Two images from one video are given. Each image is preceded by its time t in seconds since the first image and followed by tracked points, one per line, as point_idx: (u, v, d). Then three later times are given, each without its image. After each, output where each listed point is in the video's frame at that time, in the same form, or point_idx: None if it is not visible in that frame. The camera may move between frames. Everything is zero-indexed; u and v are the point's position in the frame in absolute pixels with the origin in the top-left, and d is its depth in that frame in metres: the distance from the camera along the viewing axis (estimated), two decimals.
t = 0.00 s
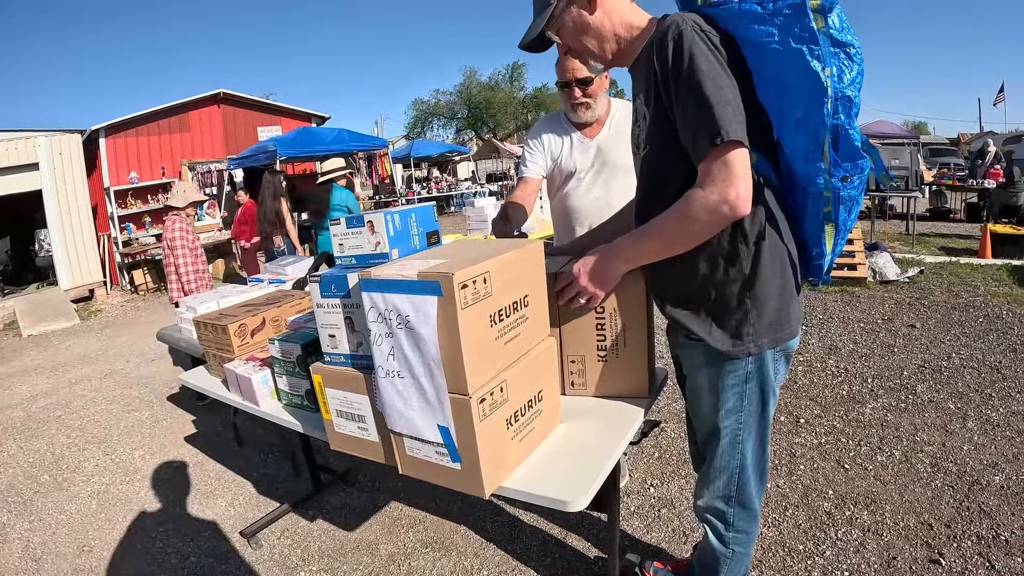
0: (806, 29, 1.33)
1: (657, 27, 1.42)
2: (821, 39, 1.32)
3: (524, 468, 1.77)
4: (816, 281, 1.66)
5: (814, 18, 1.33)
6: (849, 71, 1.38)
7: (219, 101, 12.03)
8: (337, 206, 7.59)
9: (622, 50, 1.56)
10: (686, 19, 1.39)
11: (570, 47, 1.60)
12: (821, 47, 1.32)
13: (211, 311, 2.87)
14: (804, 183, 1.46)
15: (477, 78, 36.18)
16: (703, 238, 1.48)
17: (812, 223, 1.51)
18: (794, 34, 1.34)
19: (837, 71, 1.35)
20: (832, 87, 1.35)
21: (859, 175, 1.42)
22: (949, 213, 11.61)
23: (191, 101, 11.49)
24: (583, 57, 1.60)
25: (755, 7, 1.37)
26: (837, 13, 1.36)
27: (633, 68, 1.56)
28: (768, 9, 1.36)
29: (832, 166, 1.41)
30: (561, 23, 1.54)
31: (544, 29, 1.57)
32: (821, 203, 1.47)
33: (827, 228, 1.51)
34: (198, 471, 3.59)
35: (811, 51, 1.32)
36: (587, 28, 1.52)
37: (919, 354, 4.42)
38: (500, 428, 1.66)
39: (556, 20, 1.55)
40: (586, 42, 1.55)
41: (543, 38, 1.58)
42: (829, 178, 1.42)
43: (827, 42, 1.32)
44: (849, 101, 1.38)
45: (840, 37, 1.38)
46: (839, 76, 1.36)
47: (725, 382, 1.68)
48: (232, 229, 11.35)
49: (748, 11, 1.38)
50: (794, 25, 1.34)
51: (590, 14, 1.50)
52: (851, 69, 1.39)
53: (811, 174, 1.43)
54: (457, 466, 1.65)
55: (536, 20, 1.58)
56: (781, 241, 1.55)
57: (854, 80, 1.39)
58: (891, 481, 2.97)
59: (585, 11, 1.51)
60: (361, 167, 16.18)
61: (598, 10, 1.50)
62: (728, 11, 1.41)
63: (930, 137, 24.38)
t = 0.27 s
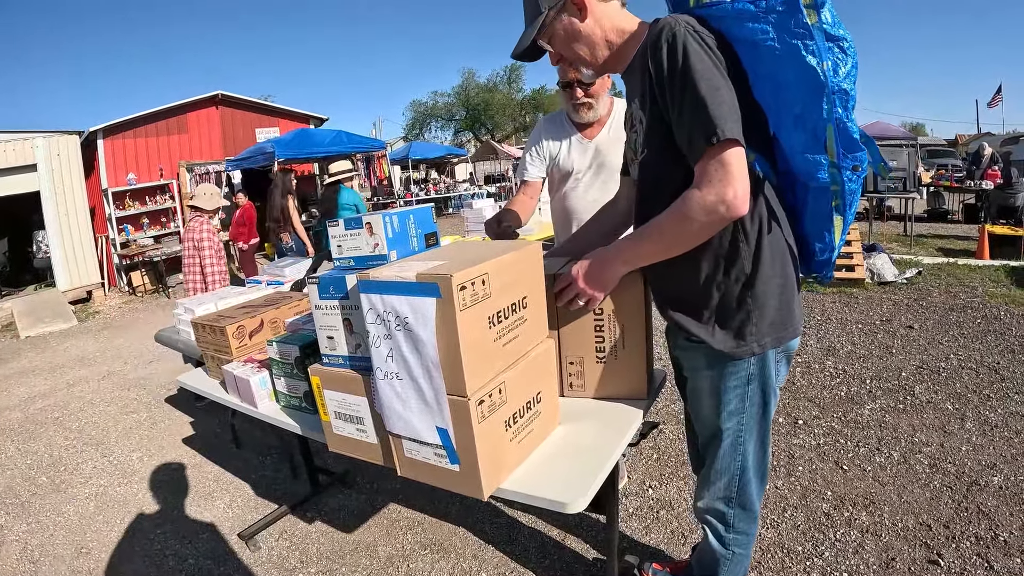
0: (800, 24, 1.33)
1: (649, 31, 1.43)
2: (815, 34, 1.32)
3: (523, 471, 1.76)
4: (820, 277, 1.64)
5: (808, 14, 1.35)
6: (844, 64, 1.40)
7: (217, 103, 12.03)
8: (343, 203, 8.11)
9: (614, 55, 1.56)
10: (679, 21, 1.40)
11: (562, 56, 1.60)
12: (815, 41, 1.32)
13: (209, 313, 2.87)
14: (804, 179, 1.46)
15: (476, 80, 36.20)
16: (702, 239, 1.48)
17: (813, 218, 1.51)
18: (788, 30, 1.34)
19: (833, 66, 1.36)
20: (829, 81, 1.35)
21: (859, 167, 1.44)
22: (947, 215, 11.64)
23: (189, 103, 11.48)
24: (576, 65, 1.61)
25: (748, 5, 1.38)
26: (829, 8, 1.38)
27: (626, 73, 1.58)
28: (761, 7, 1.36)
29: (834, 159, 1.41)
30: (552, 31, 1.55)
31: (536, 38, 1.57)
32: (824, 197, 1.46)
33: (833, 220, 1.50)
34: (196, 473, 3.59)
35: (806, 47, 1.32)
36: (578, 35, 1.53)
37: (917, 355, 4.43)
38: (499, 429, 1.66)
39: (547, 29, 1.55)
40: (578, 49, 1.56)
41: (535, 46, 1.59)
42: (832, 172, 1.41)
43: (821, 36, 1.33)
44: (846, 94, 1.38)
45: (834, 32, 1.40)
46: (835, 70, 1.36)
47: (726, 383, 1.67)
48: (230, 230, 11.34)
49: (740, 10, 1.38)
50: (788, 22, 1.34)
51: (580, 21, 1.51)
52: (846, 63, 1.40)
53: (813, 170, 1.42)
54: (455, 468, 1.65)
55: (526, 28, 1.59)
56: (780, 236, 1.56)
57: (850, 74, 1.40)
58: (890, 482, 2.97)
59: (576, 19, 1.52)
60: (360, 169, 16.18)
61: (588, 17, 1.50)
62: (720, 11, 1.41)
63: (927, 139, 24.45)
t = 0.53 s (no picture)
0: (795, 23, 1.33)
1: (645, 34, 1.43)
2: (809, 32, 1.33)
3: (522, 472, 1.76)
4: (823, 273, 1.65)
5: (801, 12, 1.34)
6: (839, 62, 1.39)
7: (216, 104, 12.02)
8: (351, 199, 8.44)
9: (609, 59, 1.57)
10: (674, 24, 1.40)
11: (557, 61, 1.62)
12: (810, 40, 1.32)
13: (207, 314, 2.87)
14: (801, 176, 1.47)
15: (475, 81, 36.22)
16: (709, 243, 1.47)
17: (812, 214, 1.52)
18: (783, 29, 1.34)
19: (828, 63, 1.36)
20: (824, 79, 1.35)
21: (857, 162, 1.40)
22: (946, 215, 11.66)
23: (188, 104, 11.47)
24: (571, 70, 1.62)
25: (742, 5, 1.37)
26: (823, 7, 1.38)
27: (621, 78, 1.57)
28: (756, 6, 1.36)
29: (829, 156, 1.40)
30: (547, 36, 1.57)
31: (531, 44, 1.59)
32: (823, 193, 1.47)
33: (830, 218, 1.50)
34: (194, 474, 3.58)
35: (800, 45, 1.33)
36: (572, 40, 1.54)
37: (916, 356, 4.43)
38: (498, 430, 1.66)
39: (542, 36, 1.57)
40: (573, 55, 1.56)
41: (530, 53, 1.61)
42: (829, 168, 1.41)
43: (815, 35, 1.33)
44: (842, 91, 1.38)
45: (828, 30, 1.39)
46: (829, 68, 1.36)
47: (729, 383, 1.67)
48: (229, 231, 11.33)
49: (733, 10, 1.38)
50: (783, 21, 1.34)
51: (575, 26, 1.52)
52: (841, 60, 1.40)
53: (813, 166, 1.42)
54: (454, 469, 1.65)
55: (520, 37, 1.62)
56: (780, 232, 1.56)
57: (845, 71, 1.40)
58: (889, 483, 2.97)
59: (571, 24, 1.53)
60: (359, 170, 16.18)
61: (583, 22, 1.52)
62: (714, 12, 1.40)
63: (925, 140, 24.49)
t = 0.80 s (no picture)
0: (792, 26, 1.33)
1: (644, 46, 1.43)
2: (806, 33, 1.34)
3: (524, 472, 1.76)
4: (834, 262, 1.61)
5: (798, 14, 1.36)
6: (836, 60, 1.42)
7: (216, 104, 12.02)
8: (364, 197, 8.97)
9: (609, 68, 1.57)
10: (672, 34, 1.40)
11: (557, 70, 1.61)
12: (804, 40, 1.34)
13: (207, 314, 2.87)
14: (804, 172, 1.45)
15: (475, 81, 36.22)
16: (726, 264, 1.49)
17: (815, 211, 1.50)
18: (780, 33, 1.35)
19: (824, 62, 1.39)
20: (820, 79, 1.38)
21: (860, 157, 1.45)
22: (946, 216, 11.67)
23: (187, 104, 11.47)
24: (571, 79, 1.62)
25: (740, 12, 1.39)
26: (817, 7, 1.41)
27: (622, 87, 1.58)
28: (753, 13, 1.37)
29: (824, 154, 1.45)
30: (547, 45, 1.56)
31: (532, 53, 1.59)
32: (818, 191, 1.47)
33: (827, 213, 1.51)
34: (194, 474, 3.59)
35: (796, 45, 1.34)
36: (573, 50, 1.54)
37: (915, 356, 4.43)
38: (498, 430, 1.66)
39: (542, 45, 1.56)
40: (574, 63, 1.56)
41: (531, 61, 1.61)
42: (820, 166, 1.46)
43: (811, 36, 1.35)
44: (842, 89, 1.41)
45: (823, 30, 1.43)
46: (826, 66, 1.39)
47: (740, 379, 1.66)
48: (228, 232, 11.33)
49: (732, 17, 1.39)
50: (780, 24, 1.35)
51: (575, 35, 1.52)
52: (836, 58, 1.43)
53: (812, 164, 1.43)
54: (453, 469, 1.65)
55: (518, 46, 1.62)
56: (788, 230, 1.53)
57: (842, 69, 1.42)
58: (888, 482, 2.97)
59: (571, 33, 1.53)
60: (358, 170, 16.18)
61: (583, 32, 1.52)
62: (712, 20, 1.42)
63: (925, 140, 24.50)
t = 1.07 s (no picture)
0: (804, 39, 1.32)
1: (662, 59, 1.41)
2: (818, 45, 1.31)
3: (524, 470, 1.77)
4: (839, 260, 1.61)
5: (810, 27, 1.32)
6: (845, 69, 1.37)
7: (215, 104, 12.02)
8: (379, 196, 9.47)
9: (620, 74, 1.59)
10: (689, 47, 1.37)
11: (567, 73, 1.60)
12: (815, 51, 1.31)
13: (207, 314, 2.88)
14: (816, 178, 1.44)
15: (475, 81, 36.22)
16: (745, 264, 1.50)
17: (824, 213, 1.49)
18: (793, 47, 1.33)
19: (835, 73, 1.35)
20: (831, 89, 1.34)
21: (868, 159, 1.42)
22: (946, 216, 11.67)
23: (187, 105, 11.46)
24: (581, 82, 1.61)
25: (753, 26, 1.37)
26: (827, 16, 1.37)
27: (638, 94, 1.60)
28: (767, 27, 1.36)
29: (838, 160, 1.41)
30: (561, 48, 1.56)
31: (543, 54, 1.57)
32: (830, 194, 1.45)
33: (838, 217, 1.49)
34: (195, 474, 3.59)
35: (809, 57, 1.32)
36: (589, 53, 1.55)
37: (915, 356, 4.43)
38: (497, 429, 1.66)
39: (556, 47, 1.56)
40: (588, 68, 1.57)
41: (542, 62, 1.59)
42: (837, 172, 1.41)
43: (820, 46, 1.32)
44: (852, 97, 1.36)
45: (831, 38, 1.37)
46: (836, 77, 1.35)
47: (752, 370, 1.66)
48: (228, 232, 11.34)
49: (744, 32, 1.38)
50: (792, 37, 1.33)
51: (592, 38, 1.53)
52: (846, 67, 1.38)
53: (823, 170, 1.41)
54: (453, 468, 1.65)
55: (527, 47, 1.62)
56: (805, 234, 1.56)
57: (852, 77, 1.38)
58: (887, 482, 2.98)
59: (587, 36, 1.53)
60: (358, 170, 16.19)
61: (600, 36, 1.53)
62: (725, 33, 1.40)
63: (925, 140, 24.50)
